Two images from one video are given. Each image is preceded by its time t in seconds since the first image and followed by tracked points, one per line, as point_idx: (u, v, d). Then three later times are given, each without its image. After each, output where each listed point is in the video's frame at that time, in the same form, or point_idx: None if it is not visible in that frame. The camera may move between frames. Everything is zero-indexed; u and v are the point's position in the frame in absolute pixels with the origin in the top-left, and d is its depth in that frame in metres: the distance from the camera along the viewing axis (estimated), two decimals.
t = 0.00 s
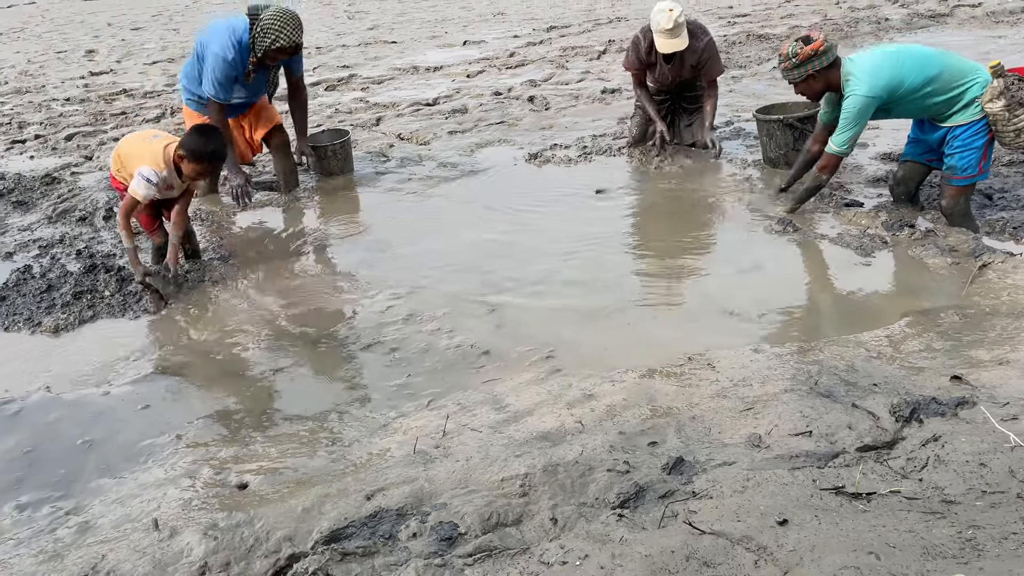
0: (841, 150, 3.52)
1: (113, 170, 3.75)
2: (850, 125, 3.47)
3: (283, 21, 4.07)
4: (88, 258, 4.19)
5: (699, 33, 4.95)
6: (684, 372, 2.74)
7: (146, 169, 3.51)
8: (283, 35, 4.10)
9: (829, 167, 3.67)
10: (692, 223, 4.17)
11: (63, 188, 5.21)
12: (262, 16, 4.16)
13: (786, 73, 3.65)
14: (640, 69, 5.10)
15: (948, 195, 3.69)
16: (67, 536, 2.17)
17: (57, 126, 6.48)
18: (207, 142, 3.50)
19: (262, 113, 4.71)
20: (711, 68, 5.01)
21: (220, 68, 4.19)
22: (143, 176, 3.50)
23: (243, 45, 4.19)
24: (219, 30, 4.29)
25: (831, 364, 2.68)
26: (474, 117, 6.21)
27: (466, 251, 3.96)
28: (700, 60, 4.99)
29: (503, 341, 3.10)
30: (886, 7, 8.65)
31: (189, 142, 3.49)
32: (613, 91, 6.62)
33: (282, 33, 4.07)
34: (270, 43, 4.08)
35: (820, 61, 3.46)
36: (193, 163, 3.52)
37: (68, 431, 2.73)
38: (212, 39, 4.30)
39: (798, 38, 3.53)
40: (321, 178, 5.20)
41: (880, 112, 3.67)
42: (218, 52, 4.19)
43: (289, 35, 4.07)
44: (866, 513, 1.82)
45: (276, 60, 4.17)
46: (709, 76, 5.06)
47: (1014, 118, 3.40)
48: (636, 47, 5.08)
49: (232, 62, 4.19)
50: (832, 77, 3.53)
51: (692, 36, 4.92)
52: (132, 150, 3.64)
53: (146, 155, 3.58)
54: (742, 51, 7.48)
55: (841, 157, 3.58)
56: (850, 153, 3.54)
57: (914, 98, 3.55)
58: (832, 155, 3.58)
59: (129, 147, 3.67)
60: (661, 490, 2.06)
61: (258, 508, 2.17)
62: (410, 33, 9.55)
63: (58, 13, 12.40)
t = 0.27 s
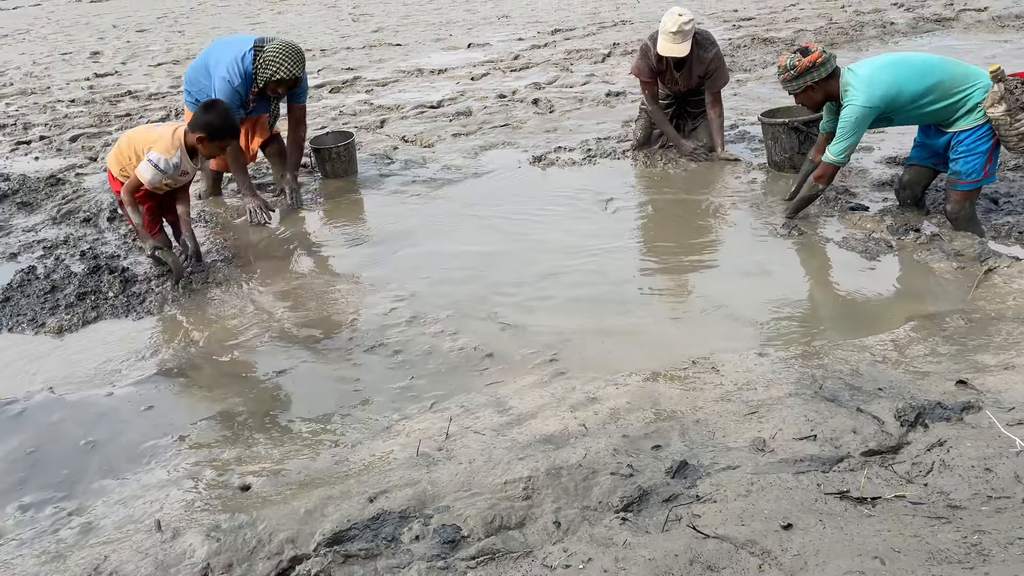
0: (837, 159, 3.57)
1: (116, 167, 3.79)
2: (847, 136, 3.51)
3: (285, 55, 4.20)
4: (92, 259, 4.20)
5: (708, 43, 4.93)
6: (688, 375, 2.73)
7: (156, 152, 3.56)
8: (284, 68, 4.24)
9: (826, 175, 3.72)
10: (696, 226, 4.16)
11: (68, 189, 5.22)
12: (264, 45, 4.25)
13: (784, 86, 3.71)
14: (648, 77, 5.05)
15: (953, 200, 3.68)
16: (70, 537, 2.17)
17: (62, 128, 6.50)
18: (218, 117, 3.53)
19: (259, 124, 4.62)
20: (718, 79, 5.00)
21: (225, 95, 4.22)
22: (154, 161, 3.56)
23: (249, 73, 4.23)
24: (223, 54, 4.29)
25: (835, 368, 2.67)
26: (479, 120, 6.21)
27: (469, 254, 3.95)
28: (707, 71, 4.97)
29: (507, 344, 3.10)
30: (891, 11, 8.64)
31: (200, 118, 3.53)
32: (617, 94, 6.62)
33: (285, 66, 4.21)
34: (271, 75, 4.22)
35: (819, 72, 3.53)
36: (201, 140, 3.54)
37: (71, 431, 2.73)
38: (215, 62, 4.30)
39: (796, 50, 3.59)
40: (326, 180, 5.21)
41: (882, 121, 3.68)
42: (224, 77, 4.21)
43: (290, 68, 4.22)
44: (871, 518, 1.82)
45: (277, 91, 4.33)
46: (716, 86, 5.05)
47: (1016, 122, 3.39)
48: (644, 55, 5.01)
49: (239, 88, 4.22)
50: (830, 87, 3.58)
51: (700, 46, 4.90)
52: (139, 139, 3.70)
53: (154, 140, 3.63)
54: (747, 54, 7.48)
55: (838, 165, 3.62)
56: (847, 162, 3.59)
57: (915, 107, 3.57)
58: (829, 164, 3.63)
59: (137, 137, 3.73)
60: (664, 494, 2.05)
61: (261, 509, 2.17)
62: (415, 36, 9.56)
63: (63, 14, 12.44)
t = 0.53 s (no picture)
0: (831, 163, 3.58)
1: (116, 171, 3.75)
2: (841, 140, 3.52)
3: (273, 76, 4.17)
4: (94, 260, 4.21)
5: (712, 60, 4.93)
6: (689, 379, 2.73)
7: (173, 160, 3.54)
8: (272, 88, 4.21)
9: (820, 179, 3.73)
10: (698, 230, 4.16)
11: (71, 191, 5.24)
12: (256, 66, 4.22)
13: (783, 92, 3.70)
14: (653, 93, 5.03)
15: (953, 205, 3.68)
16: (70, 539, 2.17)
17: (65, 129, 6.52)
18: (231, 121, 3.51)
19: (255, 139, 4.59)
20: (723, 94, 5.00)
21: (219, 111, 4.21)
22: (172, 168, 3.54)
23: (241, 93, 4.20)
24: (219, 69, 4.29)
25: (836, 372, 2.66)
26: (481, 123, 6.22)
27: (472, 257, 3.96)
28: (712, 86, 4.96)
29: (507, 347, 3.10)
30: (894, 14, 8.63)
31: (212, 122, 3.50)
32: (620, 98, 6.62)
33: (272, 87, 4.18)
34: (260, 96, 4.20)
35: (814, 77, 3.51)
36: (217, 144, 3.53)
37: (72, 433, 2.74)
38: (212, 75, 4.31)
39: (791, 57, 3.58)
40: (328, 182, 5.22)
41: (879, 126, 3.68)
42: (218, 94, 4.19)
43: (278, 90, 4.18)
44: (872, 522, 1.81)
45: (267, 111, 4.31)
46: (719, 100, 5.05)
47: (1013, 125, 3.37)
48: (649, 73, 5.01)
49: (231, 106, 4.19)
50: (827, 92, 3.57)
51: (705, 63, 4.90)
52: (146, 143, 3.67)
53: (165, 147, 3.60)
54: (749, 58, 7.48)
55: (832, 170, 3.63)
56: (841, 167, 3.61)
57: (911, 112, 3.57)
58: (824, 168, 3.65)
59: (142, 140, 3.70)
60: (665, 498, 2.05)
61: (261, 512, 2.17)
62: (418, 39, 9.58)
63: (67, 16, 12.47)
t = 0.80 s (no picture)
0: (828, 164, 3.60)
1: (118, 177, 3.78)
2: (838, 141, 3.54)
3: (267, 84, 4.13)
4: (94, 262, 4.21)
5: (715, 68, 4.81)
6: (689, 381, 2.73)
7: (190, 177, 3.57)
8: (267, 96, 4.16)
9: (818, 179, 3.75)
10: (697, 232, 4.16)
11: (71, 192, 5.24)
12: (251, 72, 4.19)
13: (781, 93, 3.72)
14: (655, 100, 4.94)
15: (953, 207, 3.68)
16: (69, 540, 2.17)
17: (65, 131, 6.52)
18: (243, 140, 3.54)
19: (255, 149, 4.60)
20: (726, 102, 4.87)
21: (214, 118, 4.21)
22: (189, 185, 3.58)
23: (236, 100, 4.19)
24: (216, 75, 4.29)
25: (835, 374, 2.66)
26: (481, 124, 6.22)
27: (472, 259, 3.95)
28: (713, 96, 4.83)
29: (507, 349, 3.09)
30: (894, 17, 8.64)
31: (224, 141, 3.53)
32: (619, 99, 6.63)
33: (266, 95, 4.13)
34: (254, 104, 4.15)
35: (813, 77, 3.52)
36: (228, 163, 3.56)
37: (72, 435, 2.74)
38: (210, 80, 4.31)
39: (788, 58, 3.60)
40: (327, 184, 5.22)
41: (876, 127, 3.69)
42: (213, 101, 4.19)
43: (271, 98, 4.13)
44: (871, 525, 1.81)
45: (262, 118, 4.26)
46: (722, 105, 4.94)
47: (1011, 127, 3.37)
48: (653, 81, 4.88)
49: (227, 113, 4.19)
50: (825, 93, 3.58)
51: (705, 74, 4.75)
52: (156, 154, 3.69)
53: (176, 162, 3.62)
54: (749, 60, 7.49)
55: (828, 171, 3.64)
56: (838, 168, 3.63)
57: (908, 113, 3.57)
58: (820, 169, 3.67)
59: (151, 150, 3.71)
60: (664, 500, 2.05)
61: (260, 514, 2.17)
62: (418, 40, 9.59)
63: (68, 18, 12.48)
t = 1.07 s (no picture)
0: (824, 165, 3.61)
1: (122, 178, 3.76)
2: (834, 142, 3.55)
3: (264, 88, 4.14)
4: (91, 262, 4.20)
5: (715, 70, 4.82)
6: (687, 381, 2.73)
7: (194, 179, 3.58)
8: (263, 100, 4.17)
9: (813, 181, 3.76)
10: (695, 232, 4.17)
11: (68, 192, 5.23)
12: (246, 75, 4.18)
13: (780, 95, 3.72)
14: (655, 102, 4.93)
15: (950, 208, 3.68)
16: (66, 541, 2.16)
17: (63, 131, 6.51)
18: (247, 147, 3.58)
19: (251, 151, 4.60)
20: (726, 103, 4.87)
21: (210, 120, 4.21)
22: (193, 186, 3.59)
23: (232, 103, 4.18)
24: (212, 77, 4.28)
25: (833, 375, 2.67)
26: (478, 125, 6.22)
27: (470, 259, 3.95)
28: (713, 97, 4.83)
29: (505, 349, 3.09)
30: (891, 17, 8.65)
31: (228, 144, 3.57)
32: (617, 100, 6.63)
33: (262, 99, 4.14)
34: (250, 108, 4.15)
35: (812, 77, 3.53)
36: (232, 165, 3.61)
37: (69, 436, 2.73)
38: (206, 81, 4.29)
39: (786, 59, 3.61)
40: (325, 185, 5.21)
41: (874, 127, 3.69)
42: (209, 104, 4.18)
43: (268, 102, 4.15)
44: (869, 526, 1.81)
45: (258, 121, 4.27)
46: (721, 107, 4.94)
47: (1009, 128, 3.37)
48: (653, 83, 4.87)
49: (222, 116, 4.17)
50: (824, 93, 3.59)
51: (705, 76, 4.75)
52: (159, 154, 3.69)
53: (179, 163, 3.63)
54: (747, 60, 7.49)
55: (825, 171, 3.65)
56: (834, 169, 3.63)
57: (906, 114, 3.58)
58: (816, 170, 3.67)
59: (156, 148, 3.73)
60: (662, 501, 2.05)
61: (258, 515, 2.16)
62: (416, 40, 9.59)
63: (65, 18, 12.46)
